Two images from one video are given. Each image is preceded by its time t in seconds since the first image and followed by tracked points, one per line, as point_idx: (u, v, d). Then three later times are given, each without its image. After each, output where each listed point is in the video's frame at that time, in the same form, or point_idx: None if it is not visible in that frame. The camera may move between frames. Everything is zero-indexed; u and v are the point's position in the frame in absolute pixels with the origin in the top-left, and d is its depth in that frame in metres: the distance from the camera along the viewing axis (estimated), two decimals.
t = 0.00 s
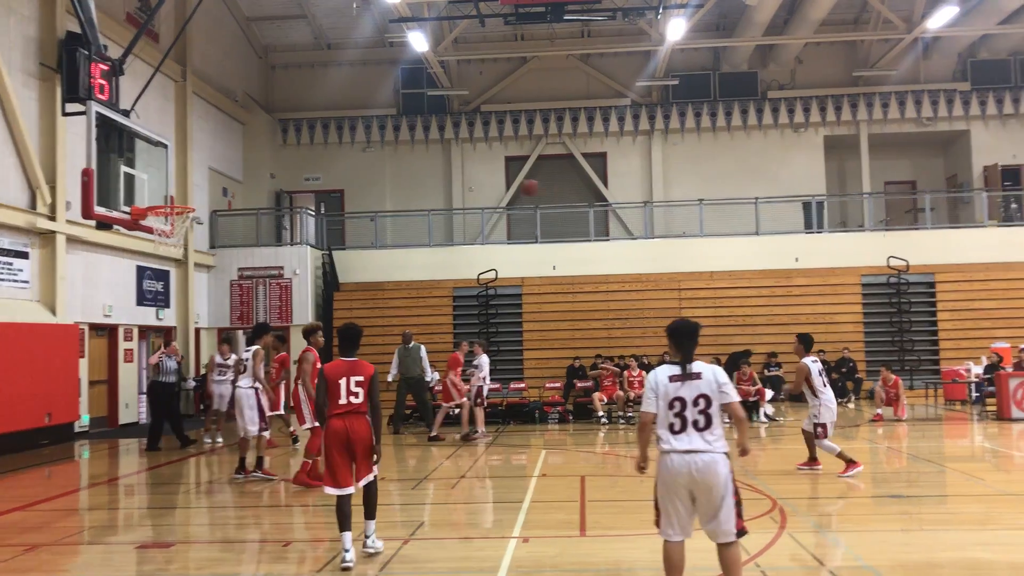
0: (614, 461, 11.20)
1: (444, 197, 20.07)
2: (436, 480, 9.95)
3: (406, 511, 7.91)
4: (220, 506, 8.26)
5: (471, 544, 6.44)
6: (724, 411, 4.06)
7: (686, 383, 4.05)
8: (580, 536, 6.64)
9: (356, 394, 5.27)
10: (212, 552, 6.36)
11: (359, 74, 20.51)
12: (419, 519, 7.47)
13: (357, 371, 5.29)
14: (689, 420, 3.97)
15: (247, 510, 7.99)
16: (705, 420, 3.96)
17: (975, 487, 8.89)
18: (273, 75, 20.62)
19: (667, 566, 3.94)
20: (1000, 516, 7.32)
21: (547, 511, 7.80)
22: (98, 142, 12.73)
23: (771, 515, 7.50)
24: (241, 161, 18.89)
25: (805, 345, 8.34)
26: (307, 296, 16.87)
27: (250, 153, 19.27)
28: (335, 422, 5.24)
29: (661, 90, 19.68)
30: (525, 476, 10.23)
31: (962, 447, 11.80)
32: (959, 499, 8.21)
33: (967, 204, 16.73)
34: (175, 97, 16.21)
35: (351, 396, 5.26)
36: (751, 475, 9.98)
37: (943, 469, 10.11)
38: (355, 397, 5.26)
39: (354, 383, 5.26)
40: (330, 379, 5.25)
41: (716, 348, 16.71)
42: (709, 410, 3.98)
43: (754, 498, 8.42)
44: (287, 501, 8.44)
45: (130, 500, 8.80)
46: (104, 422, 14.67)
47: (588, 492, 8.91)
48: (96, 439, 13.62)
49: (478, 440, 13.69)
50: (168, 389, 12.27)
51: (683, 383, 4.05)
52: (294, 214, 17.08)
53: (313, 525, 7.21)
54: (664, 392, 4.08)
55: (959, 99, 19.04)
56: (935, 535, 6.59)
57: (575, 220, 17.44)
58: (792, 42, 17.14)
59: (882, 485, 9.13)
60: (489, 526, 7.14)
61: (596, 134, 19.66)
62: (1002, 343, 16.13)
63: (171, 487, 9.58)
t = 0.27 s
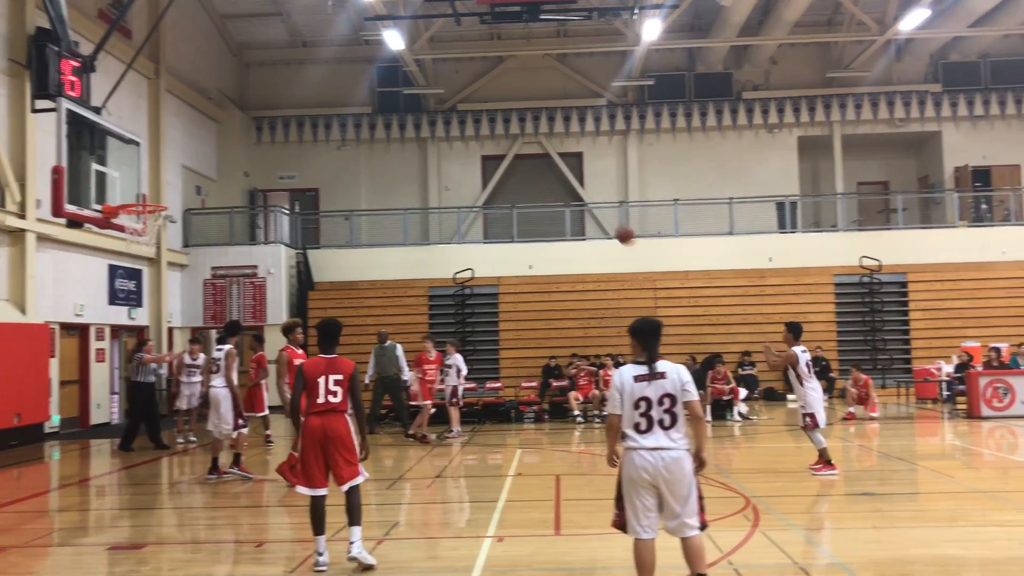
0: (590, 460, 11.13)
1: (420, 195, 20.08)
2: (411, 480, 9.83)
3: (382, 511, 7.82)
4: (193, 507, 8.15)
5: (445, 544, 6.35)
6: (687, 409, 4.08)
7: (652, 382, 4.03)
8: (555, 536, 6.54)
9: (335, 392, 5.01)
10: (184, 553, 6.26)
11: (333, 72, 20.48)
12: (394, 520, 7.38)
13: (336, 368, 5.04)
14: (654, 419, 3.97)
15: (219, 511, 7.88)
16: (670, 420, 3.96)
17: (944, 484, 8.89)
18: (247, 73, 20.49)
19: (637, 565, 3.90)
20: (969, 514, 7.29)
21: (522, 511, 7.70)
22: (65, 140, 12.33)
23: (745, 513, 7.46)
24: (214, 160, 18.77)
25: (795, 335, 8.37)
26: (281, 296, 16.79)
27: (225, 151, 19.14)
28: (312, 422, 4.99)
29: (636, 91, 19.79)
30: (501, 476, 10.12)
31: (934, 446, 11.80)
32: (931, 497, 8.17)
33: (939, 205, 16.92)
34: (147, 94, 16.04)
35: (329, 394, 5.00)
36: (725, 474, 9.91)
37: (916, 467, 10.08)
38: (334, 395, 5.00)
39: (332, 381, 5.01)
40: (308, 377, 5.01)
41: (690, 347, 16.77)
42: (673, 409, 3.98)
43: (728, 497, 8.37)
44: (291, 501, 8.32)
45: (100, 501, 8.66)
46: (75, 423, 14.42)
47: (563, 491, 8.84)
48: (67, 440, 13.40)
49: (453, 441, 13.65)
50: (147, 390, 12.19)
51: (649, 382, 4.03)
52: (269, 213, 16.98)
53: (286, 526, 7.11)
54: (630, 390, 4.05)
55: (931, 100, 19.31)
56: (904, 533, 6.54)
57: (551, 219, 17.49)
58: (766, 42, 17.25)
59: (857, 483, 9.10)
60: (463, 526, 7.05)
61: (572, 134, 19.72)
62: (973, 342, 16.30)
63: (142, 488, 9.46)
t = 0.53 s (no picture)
0: (570, 457, 10.94)
1: (400, 192, 20.17)
2: (390, 478, 9.56)
3: (361, 510, 7.47)
4: (171, 506, 7.92)
5: (424, 541, 6.10)
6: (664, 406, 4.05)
7: (629, 379, 3.99)
8: (535, 533, 6.30)
9: (324, 390, 4.95)
10: (163, 552, 6.05)
11: (313, 69, 20.47)
12: (374, 518, 7.06)
13: (327, 366, 4.99)
14: (632, 416, 3.93)
15: (197, 510, 7.66)
16: (647, 417, 3.93)
17: (922, 479, 8.51)
18: (227, 69, 20.42)
19: (619, 564, 3.84)
20: (944, 509, 6.89)
21: (501, 508, 7.43)
22: (41, 136, 11.73)
23: (724, 510, 7.07)
24: (192, 156, 18.67)
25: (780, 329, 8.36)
26: (260, 294, 16.70)
27: (203, 148, 19.05)
28: (301, 419, 4.89)
29: (617, 90, 19.96)
30: (481, 473, 9.86)
31: (911, 442, 11.41)
32: (908, 494, 7.69)
33: (917, 203, 17.05)
34: (124, 89, 15.89)
35: (319, 391, 4.93)
36: (705, 471, 9.44)
37: (893, 463, 9.65)
38: (324, 392, 4.94)
39: (323, 379, 4.95)
40: (298, 373, 4.95)
41: (669, 344, 16.80)
42: (650, 405, 3.96)
43: (706, 495, 7.90)
44: (278, 499, 8.12)
45: (76, 501, 8.43)
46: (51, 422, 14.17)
47: (543, 488, 8.61)
48: (43, 439, 13.16)
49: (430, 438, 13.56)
50: (134, 388, 12.13)
51: (626, 380, 3.99)
52: (248, 210, 16.86)
53: (265, 524, 6.90)
54: (607, 387, 4.01)
55: (909, 99, 19.62)
56: (883, 528, 6.21)
57: (531, 217, 17.49)
58: (746, 41, 17.39)
59: (834, 479, 8.64)
60: (443, 523, 6.80)
61: (553, 132, 19.83)
62: (949, 339, 16.41)
63: (119, 487, 9.26)
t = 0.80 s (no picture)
0: (560, 453, 10.95)
1: (390, 189, 20.20)
2: (380, 475, 9.55)
3: (350, 507, 7.45)
4: (162, 504, 7.89)
5: (414, 538, 6.08)
6: (661, 402, 4.10)
7: (626, 374, 4.06)
8: (524, 529, 6.30)
9: (323, 387, 4.94)
10: (154, 549, 6.02)
11: (303, 65, 20.45)
12: (363, 514, 7.03)
13: (325, 363, 4.98)
14: (628, 411, 4.00)
15: (189, 507, 7.64)
16: (643, 412, 3.98)
17: (910, 475, 8.47)
18: (216, 66, 20.39)
19: (613, 555, 3.89)
20: (931, 504, 6.91)
21: (491, 505, 7.43)
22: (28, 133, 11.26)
23: (714, 506, 7.02)
24: (182, 153, 18.64)
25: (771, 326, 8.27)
26: (250, 290, 16.73)
27: (193, 145, 19.01)
28: (300, 416, 4.88)
29: (607, 87, 20.06)
30: (472, 470, 9.85)
31: (899, 438, 11.44)
32: (896, 488, 7.75)
33: (905, 200, 17.16)
34: (113, 86, 15.83)
35: (318, 388, 4.93)
36: (695, 467, 9.46)
37: (881, 459, 9.69)
38: (322, 389, 4.93)
39: (321, 376, 4.95)
40: (297, 370, 4.94)
41: (660, 341, 16.85)
42: (646, 401, 4.01)
43: (696, 490, 7.90)
44: (270, 496, 8.10)
45: (66, 498, 8.40)
46: (40, 420, 14.10)
47: (533, 484, 8.59)
48: (32, 436, 13.10)
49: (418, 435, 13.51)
50: (129, 385, 12.12)
51: (623, 375, 4.06)
52: (237, 207, 16.82)
53: (256, 521, 6.88)
54: (604, 383, 4.08)
55: (897, 97, 19.79)
56: (870, 524, 6.22)
57: (522, 215, 17.46)
58: (735, 39, 17.52)
59: (822, 476, 8.62)
60: (432, 519, 6.79)
61: (543, 129, 19.97)
62: (937, 336, 16.52)
63: (109, 484, 9.24)
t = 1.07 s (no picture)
0: (558, 450, 10.96)
1: (388, 186, 20.22)
2: (379, 471, 9.56)
3: (348, 502, 7.46)
4: (161, 500, 7.89)
5: (413, 534, 6.09)
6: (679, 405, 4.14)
7: (645, 371, 4.16)
8: (522, 525, 6.32)
9: (327, 383, 4.95)
10: (152, 544, 6.03)
11: (301, 62, 20.47)
12: (361, 511, 7.04)
13: (328, 359, 4.98)
14: (643, 407, 4.10)
15: (189, 503, 7.64)
16: (658, 409, 4.07)
17: (908, 472, 8.47)
18: (215, 62, 20.40)
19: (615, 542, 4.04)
20: (928, 500, 6.93)
21: (489, 501, 7.44)
22: (26, 130, 11.20)
23: (712, 502, 7.05)
24: (180, 149, 18.65)
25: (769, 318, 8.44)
26: (248, 286, 16.74)
27: (192, 141, 19.01)
28: (304, 414, 4.90)
29: (606, 83, 20.07)
30: (470, 466, 9.87)
31: (897, 434, 11.45)
32: (894, 485, 7.77)
33: (903, 198, 17.21)
34: (111, 82, 15.83)
35: (321, 385, 4.93)
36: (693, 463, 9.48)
37: (879, 455, 9.70)
38: (326, 385, 4.94)
39: (324, 372, 4.95)
40: (300, 368, 4.96)
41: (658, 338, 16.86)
42: (661, 399, 4.08)
43: (694, 486, 7.92)
44: (268, 492, 8.11)
45: (65, 494, 8.41)
46: (38, 416, 14.10)
47: (531, 480, 8.60)
48: (30, 432, 13.10)
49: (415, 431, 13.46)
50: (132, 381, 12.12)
51: (641, 372, 4.17)
52: (235, 203, 16.90)
53: (256, 517, 6.90)
54: (623, 377, 4.22)
55: (895, 94, 19.83)
56: (867, 520, 6.23)
57: (520, 211, 17.53)
58: (733, 35, 17.55)
59: (820, 472, 8.66)
60: (430, 515, 6.81)
61: (541, 125, 19.99)
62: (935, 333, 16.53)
63: (108, 480, 9.26)
